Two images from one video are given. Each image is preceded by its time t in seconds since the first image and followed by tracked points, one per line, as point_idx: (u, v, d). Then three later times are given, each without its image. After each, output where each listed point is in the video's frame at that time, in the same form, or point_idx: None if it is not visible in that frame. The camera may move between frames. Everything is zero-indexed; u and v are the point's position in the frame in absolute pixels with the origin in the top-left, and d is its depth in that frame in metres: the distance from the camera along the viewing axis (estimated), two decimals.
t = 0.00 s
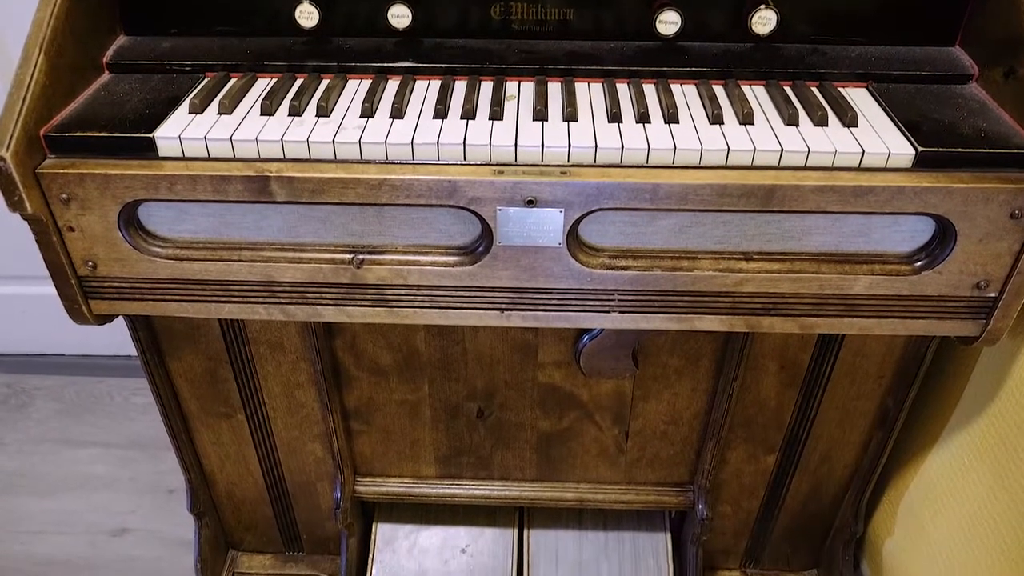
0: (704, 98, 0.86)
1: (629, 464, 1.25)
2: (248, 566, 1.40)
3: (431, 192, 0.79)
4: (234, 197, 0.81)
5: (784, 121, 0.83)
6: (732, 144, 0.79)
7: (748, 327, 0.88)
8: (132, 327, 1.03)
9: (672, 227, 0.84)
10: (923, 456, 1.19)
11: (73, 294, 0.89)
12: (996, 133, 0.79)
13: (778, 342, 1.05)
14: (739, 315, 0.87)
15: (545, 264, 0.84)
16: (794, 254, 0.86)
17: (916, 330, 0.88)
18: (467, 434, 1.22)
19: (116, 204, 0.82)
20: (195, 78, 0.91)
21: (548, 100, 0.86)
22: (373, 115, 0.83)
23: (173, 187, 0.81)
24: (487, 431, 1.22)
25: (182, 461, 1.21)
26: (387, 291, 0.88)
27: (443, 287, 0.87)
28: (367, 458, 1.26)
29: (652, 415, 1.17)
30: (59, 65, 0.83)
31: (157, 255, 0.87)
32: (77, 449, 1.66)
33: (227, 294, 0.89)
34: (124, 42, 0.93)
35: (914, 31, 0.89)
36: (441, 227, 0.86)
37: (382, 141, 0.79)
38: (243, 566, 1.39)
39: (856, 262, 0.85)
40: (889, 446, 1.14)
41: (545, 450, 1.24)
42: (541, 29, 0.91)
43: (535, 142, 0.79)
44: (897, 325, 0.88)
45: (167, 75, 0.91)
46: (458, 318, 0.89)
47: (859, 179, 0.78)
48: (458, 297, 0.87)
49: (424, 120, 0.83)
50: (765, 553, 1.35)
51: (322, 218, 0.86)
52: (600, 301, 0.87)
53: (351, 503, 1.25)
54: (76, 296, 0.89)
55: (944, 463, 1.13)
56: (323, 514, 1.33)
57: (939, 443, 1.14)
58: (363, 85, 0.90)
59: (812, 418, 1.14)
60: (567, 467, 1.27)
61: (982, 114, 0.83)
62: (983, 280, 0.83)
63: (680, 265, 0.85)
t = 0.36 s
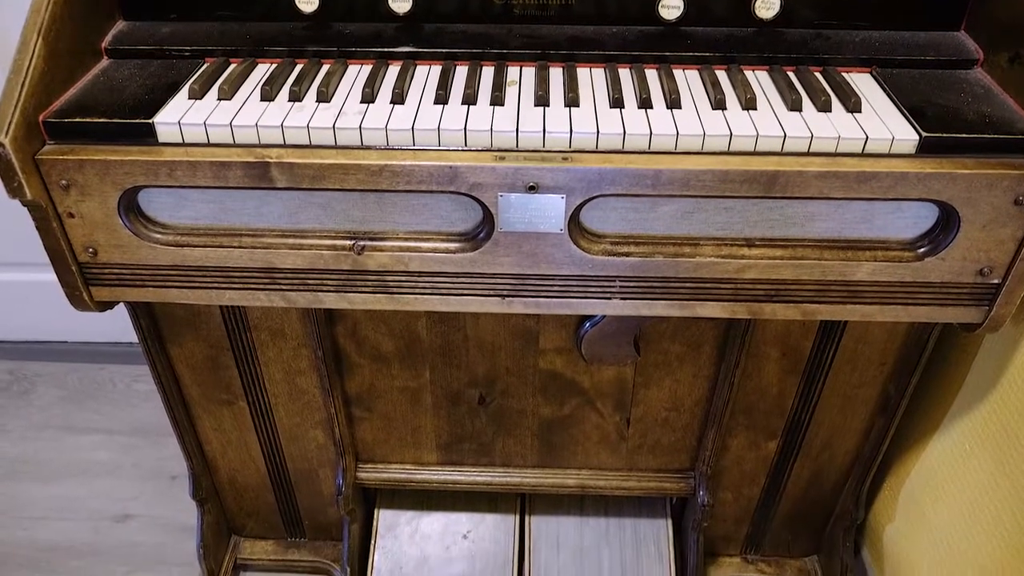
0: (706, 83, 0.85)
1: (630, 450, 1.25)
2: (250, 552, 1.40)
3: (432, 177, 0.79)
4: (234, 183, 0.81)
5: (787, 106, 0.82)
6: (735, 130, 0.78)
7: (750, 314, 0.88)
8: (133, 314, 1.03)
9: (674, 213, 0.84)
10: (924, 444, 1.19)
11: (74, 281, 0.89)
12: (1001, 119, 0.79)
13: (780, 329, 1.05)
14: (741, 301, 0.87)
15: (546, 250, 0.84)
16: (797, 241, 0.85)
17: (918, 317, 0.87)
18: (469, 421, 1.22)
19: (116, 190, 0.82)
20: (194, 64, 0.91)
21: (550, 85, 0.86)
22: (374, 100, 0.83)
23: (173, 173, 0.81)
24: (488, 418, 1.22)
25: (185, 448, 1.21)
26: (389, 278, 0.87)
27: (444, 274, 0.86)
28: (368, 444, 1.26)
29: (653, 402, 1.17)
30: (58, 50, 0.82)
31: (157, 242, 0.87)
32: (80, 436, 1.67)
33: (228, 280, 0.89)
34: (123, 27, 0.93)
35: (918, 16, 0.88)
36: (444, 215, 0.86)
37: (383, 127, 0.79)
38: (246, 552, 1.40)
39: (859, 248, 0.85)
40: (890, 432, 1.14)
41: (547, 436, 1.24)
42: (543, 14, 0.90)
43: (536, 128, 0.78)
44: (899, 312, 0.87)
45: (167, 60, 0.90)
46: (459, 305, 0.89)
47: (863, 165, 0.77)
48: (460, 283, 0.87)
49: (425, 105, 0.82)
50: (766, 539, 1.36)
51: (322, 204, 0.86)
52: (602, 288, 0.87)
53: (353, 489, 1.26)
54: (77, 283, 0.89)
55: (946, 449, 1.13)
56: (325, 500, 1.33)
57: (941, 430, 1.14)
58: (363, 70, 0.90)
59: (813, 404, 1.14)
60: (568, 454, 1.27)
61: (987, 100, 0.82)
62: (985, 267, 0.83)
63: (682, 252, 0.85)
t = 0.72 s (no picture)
0: (709, 67, 0.85)
1: (631, 436, 1.25)
2: (252, 537, 1.41)
3: (433, 162, 0.79)
4: (235, 168, 0.81)
5: (790, 90, 0.81)
6: (737, 114, 0.78)
7: (751, 299, 0.88)
8: (134, 299, 1.03)
9: (676, 198, 0.83)
10: (925, 429, 1.19)
11: (75, 266, 0.89)
12: (1006, 103, 0.78)
13: (782, 314, 1.05)
14: (742, 287, 0.87)
15: (548, 235, 0.84)
16: (799, 226, 0.85)
17: (920, 302, 0.87)
18: (470, 406, 1.23)
19: (116, 174, 0.82)
20: (194, 47, 0.90)
21: (552, 69, 0.85)
22: (374, 84, 0.82)
23: (173, 157, 0.80)
24: (490, 403, 1.22)
25: (187, 433, 1.21)
26: (390, 263, 0.87)
27: (446, 259, 0.86)
28: (370, 429, 1.27)
29: (655, 387, 1.17)
30: (56, 33, 0.82)
31: (158, 226, 0.87)
32: (82, 422, 1.67)
33: (229, 265, 0.89)
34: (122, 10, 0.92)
35: None
36: (444, 199, 0.85)
37: (383, 111, 0.78)
38: (248, 536, 1.41)
39: (862, 233, 0.85)
40: (891, 418, 1.14)
41: (548, 421, 1.24)
42: None
43: (538, 112, 0.78)
44: (901, 298, 0.87)
45: (166, 43, 0.90)
46: (461, 290, 0.89)
47: (866, 149, 0.77)
48: (461, 268, 0.87)
49: (426, 89, 0.82)
50: (766, 525, 1.36)
51: (323, 189, 0.85)
52: (604, 273, 0.87)
53: (354, 474, 1.26)
54: (77, 268, 0.89)
55: (947, 435, 1.13)
56: (327, 485, 1.34)
57: (942, 416, 1.14)
58: (364, 54, 0.89)
59: (814, 390, 1.14)
60: (569, 439, 1.27)
61: (992, 84, 0.81)
62: (988, 252, 0.83)
63: (684, 237, 0.85)
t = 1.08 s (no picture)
0: (712, 51, 0.84)
1: (633, 421, 1.25)
2: (255, 522, 1.41)
3: (434, 146, 0.78)
4: (235, 152, 0.80)
5: (793, 74, 0.81)
6: (740, 98, 0.77)
7: (753, 284, 0.88)
8: (135, 285, 1.03)
9: (678, 183, 0.83)
10: (926, 414, 1.19)
11: (75, 252, 0.89)
12: (1011, 87, 0.78)
13: (784, 299, 1.05)
14: (744, 272, 0.87)
15: (549, 220, 0.83)
16: (802, 210, 0.85)
17: (922, 287, 0.87)
18: (471, 391, 1.23)
19: (116, 159, 0.81)
20: (193, 31, 0.89)
21: (554, 53, 0.85)
22: (375, 68, 0.82)
23: (173, 142, 0.80)
24: (491, 388, 1.22)
25: (189, 419, 1.22)
26: (391, 248, 0.87)
27: (447, 244, 0.86)
28: (372, 415, 1.27)
29: (656, 373, 1.17)
30: (54, 16, 0.81)
31: (158, 211, 0.86)
32: (84, 408, 1.68)
33: (229, 251, 0.89)
34: None
35: None
36: (444, 183, 0.85)
37: (384, 95, 0.78)
38: (251, 521, 1.41)
39: (865, 218, 0.84)
40: (892, 403, 1.14)
41: (549, 407, 1.24)
42: None
43: (539, 96, 0.78)
44: (904, 283, 0.87)
45: (165, 27, 0.89)
46: (462, 276, 0.88)
47: (870, 133, 0.76)
48: (462, 253, 0.87)
49: (427, 73, 0.81)
50: (766, 510, 1.36)
51: (323, 174, 0.85)
52: (605, 258, 0.86)
53: (356, 459, 1.26)
54: (78, 254, 0.89)
55: (948, 420, 1.13)
56: (328, 471, 1.34)
57: (943, 401, 1.15)
58: (364, 38, 0.89)
59: (816, 375, 1.14)
60: (571, 425, 1.27)
61: (997, 67, 0.81)
62: (992, 237, 0.82)
63: (686, 222, 0.84)
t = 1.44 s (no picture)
0: (714, 35, 0.84)
1: (634, 407, 1.25)
2: (258, 508, 1.42)
3: (435, 132, 0.78)
4: (235, 138, 0.80)
5: (796, 58, 0.80)
6: (743, 82, 0.77)
7: (755, 270, 0.87)
8: (136, 271, 1.03)
9: (679, 167, 0.83)
10: (927, 400, 1.19)
11: (75, 238, 0.88)
12: (1015, 71, 0.77)
13: (786, 285, 1.05)
14: (746, 258, 0.87)
15: (550, 205, 0.83)
16: (804, 195, 0.84)
17: (925, 273, 0.87)
18: (473, 378, 1.23)
19: (116, 145, 0.81)
20: (193, 16, 0.89)
21: (555, 37, 0.84)
22: (375, 53, 0.81)
23: (172, 128, 0.80)
24: (493, 374, 1.22)
25: (191, 405, 1.22)
26: (391, 234, 0.87)
27: (448, 230, 0.86)
28: (374, 402, 1.27)
29: (657, 359, 1.17)
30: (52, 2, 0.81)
31: (158, 198, 0.86)
32: (87, 395, 1.68)
33: (230, 237, 0.88)
34: None
35: None
36: (445, 168, 0.85)
37: (384, 80, 0.77)
38: (254, 508, 1.42)
39: (867, 203, 0.84)
40: (894, 389, 1.14)
41: (551, 393, 1.25)
42: None
43: (540, 80, 0.77)
44: (906, 269, 0.87)
45: (164, 12, 0.89)
46: (463, 262, 0.88)
47: (872, 118, 0.76)
48: (463, 240, 0.86)
49: (427, 58, 0.81)
50: (767, 495, 1.37)
51: (324, 159, 0.85)
52: (606, 244, 0.86)
53: (359, 446, 1.27)
54: (78, 241, 0.88)
55: (950, 405, 1.13)
56: (331, 457, 1.35)
57: (943, 387, 1.15)
58: (364, 22, 0.88)
59: (817, 361, 1.14)
60: (572, 411, 1.27)
61: (1001, 51, 0.80)
62: (994, 223, 0.82)
63: (688, 207, 0.84)
